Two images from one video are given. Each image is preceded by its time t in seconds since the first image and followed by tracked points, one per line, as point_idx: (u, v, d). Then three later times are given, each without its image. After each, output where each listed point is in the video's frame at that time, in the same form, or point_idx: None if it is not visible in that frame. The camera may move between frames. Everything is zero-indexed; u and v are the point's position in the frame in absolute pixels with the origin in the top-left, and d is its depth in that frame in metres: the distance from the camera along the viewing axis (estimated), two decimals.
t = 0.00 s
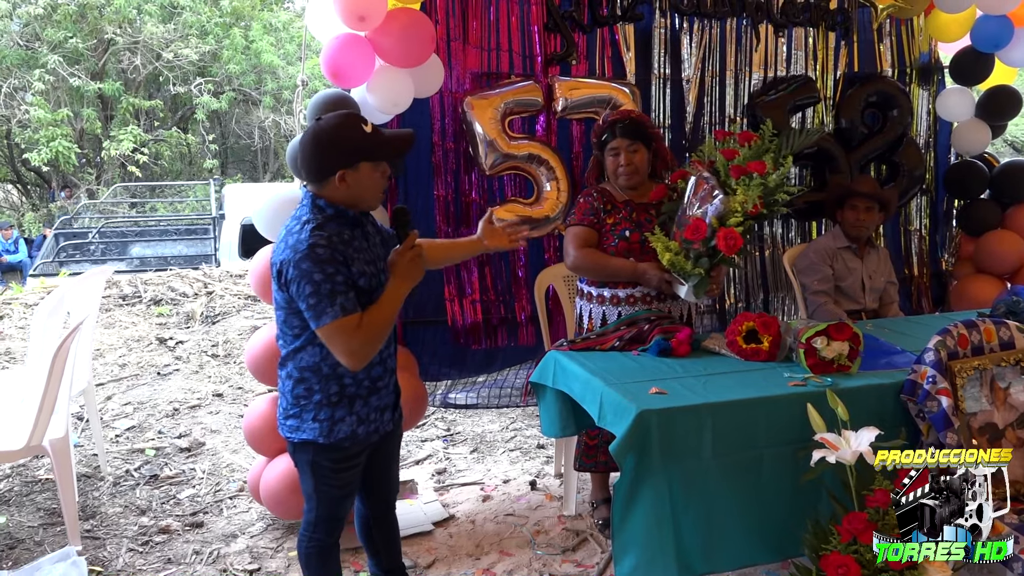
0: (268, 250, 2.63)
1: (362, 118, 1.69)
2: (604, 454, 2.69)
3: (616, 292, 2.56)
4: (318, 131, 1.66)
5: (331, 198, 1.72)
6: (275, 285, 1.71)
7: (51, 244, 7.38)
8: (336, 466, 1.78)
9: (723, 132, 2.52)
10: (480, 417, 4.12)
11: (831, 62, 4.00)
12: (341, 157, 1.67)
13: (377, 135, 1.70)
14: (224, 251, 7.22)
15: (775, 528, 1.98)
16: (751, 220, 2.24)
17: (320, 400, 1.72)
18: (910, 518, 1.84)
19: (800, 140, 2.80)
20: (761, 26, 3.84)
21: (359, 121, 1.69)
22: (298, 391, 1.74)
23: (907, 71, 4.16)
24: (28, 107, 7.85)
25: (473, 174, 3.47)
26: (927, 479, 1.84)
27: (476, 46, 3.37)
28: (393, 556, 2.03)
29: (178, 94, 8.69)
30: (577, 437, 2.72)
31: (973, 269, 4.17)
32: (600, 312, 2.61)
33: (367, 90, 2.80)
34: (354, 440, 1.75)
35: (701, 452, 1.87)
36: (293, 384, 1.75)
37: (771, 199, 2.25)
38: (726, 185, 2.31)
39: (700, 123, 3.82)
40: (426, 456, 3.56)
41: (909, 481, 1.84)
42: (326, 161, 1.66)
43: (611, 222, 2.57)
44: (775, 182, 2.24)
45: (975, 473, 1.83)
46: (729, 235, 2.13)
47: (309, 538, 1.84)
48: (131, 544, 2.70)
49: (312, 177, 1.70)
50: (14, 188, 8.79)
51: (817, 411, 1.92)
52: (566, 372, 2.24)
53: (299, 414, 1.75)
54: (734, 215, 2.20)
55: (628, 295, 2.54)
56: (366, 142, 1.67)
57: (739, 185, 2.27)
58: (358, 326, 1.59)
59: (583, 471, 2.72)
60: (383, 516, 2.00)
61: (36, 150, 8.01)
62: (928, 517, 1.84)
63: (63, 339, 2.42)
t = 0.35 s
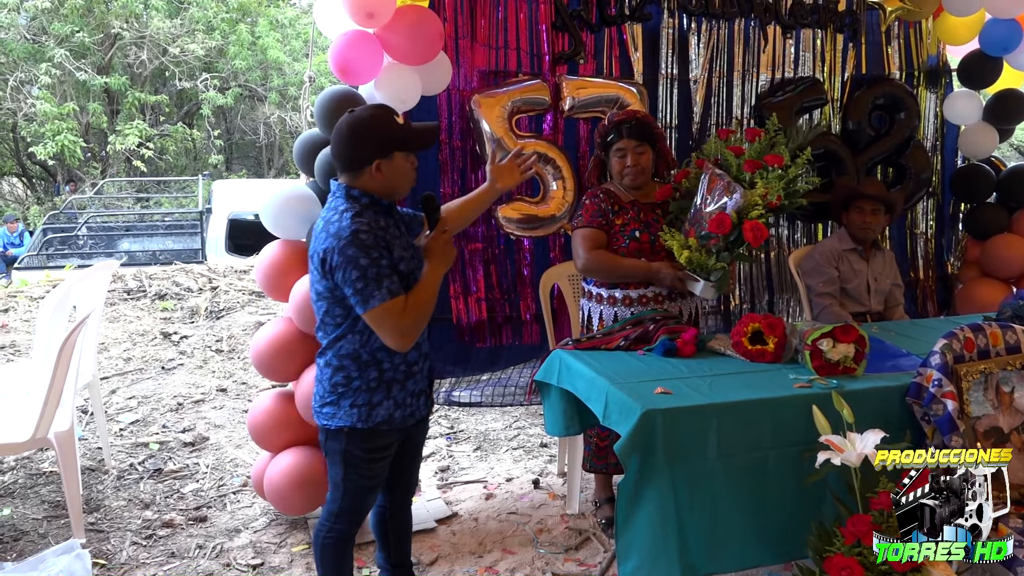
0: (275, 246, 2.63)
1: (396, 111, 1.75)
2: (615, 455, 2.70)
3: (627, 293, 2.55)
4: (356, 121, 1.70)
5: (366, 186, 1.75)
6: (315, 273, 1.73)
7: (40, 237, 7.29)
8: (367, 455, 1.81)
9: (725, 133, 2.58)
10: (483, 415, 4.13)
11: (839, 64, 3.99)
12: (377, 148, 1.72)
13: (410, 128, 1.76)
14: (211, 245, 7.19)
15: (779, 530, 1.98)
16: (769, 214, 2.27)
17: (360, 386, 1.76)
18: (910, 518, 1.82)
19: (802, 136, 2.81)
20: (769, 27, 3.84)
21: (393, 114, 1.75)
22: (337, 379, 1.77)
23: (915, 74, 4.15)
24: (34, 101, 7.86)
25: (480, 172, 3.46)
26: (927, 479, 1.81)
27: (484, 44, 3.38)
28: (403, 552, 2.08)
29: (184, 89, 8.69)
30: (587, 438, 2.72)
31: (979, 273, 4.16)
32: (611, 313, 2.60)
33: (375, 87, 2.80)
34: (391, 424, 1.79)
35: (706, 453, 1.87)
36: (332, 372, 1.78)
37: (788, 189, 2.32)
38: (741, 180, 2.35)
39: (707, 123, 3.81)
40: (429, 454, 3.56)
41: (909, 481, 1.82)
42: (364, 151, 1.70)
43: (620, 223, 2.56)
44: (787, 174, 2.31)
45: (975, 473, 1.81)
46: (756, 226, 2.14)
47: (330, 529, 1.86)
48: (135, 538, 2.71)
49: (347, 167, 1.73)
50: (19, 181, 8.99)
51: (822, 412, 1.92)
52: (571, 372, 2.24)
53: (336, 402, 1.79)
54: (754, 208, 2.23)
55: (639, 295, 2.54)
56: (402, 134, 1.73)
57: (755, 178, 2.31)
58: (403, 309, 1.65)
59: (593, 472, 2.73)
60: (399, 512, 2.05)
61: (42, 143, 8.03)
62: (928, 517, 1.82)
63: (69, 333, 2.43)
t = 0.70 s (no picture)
0: (281, 246, 2.64)
1: (449, 118, 1.76)
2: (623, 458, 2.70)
3: (636, 297, 2.54)
4: (409, 122, 1.73)
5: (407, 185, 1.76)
6: (357, 263, 1.75)
7: (35, 234, 7.09)
8: (395, 446, 1.81)
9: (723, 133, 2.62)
10: (488, 416, 4.12)
11: (847, 68, 3.98)
12: (426, 150, 1.73)
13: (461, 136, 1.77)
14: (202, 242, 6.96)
15: (782, 534, 1.98)
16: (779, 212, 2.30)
17: (392, 376, 1.76)
18: (910, 518, 1.82)
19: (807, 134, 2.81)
20: (778, 30, 3.83)
21: (446, 120, 1.76)
22: (370, 367, 1.78)
23: (922, 78, 4.14)
24: (43, 98, 7.88)
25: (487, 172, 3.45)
26: (927, 479, 1.82)
27: (492, 45, 3.38)
28: (410, 549, 2.10)
29: (191, 88, 8.73)
30: (592, 442, 2.72)
31: (985, 279, 4.15)
32: (618, 316, 2.58)
33: (382, 87, 2.80)
34: (420, 414, 1.80)
35: (710, 456, 1.87)
36: (366, 361, 1.79)
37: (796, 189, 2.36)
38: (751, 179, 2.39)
39: (713, 125, 3.81)
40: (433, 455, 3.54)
41: (909, 481, 1.82)
42: (410, 151, 1.72)
43: (628, 226, 2.56)
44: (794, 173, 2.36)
45: (976, 473, 1.81)
46: (770, 224, 2.18)
47: (355, 527, 1.87)
48: (139, 536, 2.72)
49: (392, 164, 1.75)
50: (26, 179, 9.09)
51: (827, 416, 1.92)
52: (576, 373, 2.24)
53: (368, 391, 1.79)
54: (766, 206, 2.25)
55: (648, 298, 2.54)
56: (451, 141, 1.74)
57: (765, 177, 2.34)
58: (441, 302, 1.66)
59: (601, 476, 2.73)
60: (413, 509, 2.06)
61: (50, 141, 8.05)
62: (928, 517, 1.82)
63: (76, 330, 2.45)
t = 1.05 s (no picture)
0: (277, 249, 2.64)
1: (447, 116, 1.74)
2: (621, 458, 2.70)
3: (630, 297, 2.55)
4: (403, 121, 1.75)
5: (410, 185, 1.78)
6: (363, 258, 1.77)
7: (15, 241, 7.00)
8: (397, 444, 1.81)
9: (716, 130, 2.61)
10: (487, 417, 4.13)
11: (841, 66, 3.99)
12: (417, 149, 1.73)
13: (460, 133, 1.74)
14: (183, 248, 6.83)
15: (781, 532, 1.98)
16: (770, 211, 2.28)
17: (392, 374, 1.77)
18: (910, 518, 1.82)
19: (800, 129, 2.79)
20: (771, 29, 3.84)
21: (444, 118, 1.74)
22: (371, 364, 1.78)
23: (918, 75, 4.15)
24: (40, 105, 7.88)
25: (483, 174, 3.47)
26: (927, 479, 1.80)
27: (486, 47, 3.38)
28: (409, 550, 2.10)
29: (188, 92, 8.73)
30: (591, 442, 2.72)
31: (982, 274, 4.16)
32: (614, 317, 2.59)
33: (377, 89, 2.80)
34: (420, 415, 1.80)
35: (707, 456, 1.87)
36: (367, 358, 1.79)
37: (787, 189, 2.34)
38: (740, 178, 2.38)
39: (708, 124, 3.81)
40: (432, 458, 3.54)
41: (909, 481, 1.81)
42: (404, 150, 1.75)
43: (622, 226, 2.57)
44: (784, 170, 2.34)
45: (975, 473, 1.80)
46: (757, 225, 2.16)
47: (359, 527, 1.87)
48: (139, 541, 2.72)
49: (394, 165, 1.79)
50: (24, 185, 9.03)
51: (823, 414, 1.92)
52: (573, 373, 2.24)
53: (368, 389, 1.79)
54: (754, 207, 2.24)
55: (642, 299, 2.54)
56: (444, 138, 1.72)
57: (754, 176, 2.33)
58: (436, 305, 1.66)
59: (599, 475, 2.73)
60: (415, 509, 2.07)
61: (48, 147, 8.05)
62: (928, 517, 1.81)
63: (74, 336, 2.45)
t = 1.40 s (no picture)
0: (261, 251, 2.63)
1: (421, 115, 1.74)
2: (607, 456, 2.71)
3: (615, 294, 2.56)
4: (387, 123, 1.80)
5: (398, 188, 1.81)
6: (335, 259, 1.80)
7: None
8: (371, 444, 1.80)
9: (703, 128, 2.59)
10: (475, 417, 4.12)
11: (825, 62, 4.01)
12: (392, 147, 1.76)
13: (433, 131, 1.72)
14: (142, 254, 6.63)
15: (767, 527, 1.99)
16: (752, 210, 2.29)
17: (359, 372, 1.77)
18: (910, 518, 1.84)
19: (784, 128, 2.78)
20: (755, 26, 3.85)
21: (417, 117, 1.74)
22: (340, 362, 1.80)
23: (901, 70, 4.17)
24: (25, 109, 7.82)
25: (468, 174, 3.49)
26: (927, 479, 1.84)
27: (469, 46, 3.38)
28: (397, 550, 2.09)
29: (174, 95, 8.66)
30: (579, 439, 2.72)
31: (966, 268, 4.18)
32: (599, 315, 2.60)
33: (360, 89, 2.79)
34: (387, 418, 1.78)
35: (694, 452, 1.88)
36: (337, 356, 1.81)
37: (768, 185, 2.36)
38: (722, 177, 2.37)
39: (694, 120, 3.82)
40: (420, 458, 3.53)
41: (909, 481, 1.84)
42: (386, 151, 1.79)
43: (606, 224, 2.57)
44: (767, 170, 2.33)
45: (975, 473, 1.82)
46: (736, 224, 2.19)
47: (338, 527, 1.86)
48: (125, 546, 2.70)
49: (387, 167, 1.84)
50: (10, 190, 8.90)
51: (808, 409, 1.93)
52: (558, 371, 2.24)
53: (337, 387, 1.81)
54: (735, 206, 2.24)
55: (627, 296, 2.55)
56: (413, 136, 1.72)
57: (735, 176, 2.32)
58: (387, 297, 1.65)
59: (587, 473, 2.74)
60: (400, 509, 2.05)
61: (33, 151, 7.99)
62: (928, 517, 1.83)
63: (57, 340, 2.43)
